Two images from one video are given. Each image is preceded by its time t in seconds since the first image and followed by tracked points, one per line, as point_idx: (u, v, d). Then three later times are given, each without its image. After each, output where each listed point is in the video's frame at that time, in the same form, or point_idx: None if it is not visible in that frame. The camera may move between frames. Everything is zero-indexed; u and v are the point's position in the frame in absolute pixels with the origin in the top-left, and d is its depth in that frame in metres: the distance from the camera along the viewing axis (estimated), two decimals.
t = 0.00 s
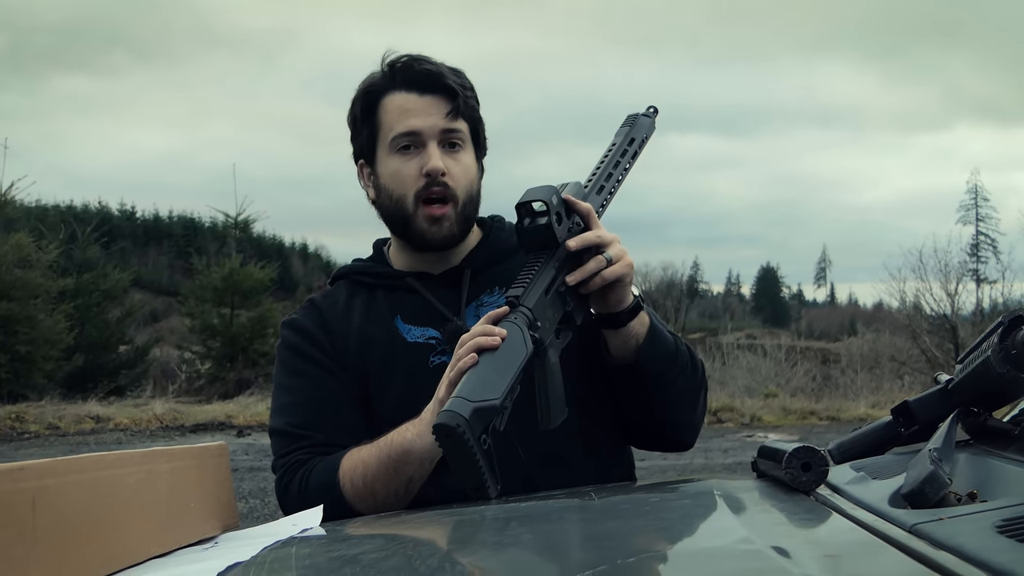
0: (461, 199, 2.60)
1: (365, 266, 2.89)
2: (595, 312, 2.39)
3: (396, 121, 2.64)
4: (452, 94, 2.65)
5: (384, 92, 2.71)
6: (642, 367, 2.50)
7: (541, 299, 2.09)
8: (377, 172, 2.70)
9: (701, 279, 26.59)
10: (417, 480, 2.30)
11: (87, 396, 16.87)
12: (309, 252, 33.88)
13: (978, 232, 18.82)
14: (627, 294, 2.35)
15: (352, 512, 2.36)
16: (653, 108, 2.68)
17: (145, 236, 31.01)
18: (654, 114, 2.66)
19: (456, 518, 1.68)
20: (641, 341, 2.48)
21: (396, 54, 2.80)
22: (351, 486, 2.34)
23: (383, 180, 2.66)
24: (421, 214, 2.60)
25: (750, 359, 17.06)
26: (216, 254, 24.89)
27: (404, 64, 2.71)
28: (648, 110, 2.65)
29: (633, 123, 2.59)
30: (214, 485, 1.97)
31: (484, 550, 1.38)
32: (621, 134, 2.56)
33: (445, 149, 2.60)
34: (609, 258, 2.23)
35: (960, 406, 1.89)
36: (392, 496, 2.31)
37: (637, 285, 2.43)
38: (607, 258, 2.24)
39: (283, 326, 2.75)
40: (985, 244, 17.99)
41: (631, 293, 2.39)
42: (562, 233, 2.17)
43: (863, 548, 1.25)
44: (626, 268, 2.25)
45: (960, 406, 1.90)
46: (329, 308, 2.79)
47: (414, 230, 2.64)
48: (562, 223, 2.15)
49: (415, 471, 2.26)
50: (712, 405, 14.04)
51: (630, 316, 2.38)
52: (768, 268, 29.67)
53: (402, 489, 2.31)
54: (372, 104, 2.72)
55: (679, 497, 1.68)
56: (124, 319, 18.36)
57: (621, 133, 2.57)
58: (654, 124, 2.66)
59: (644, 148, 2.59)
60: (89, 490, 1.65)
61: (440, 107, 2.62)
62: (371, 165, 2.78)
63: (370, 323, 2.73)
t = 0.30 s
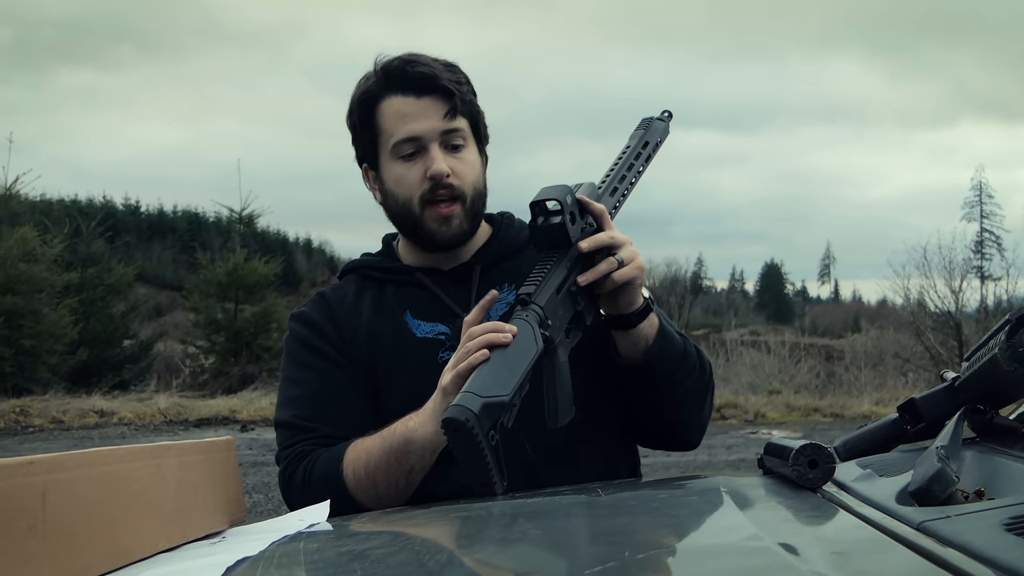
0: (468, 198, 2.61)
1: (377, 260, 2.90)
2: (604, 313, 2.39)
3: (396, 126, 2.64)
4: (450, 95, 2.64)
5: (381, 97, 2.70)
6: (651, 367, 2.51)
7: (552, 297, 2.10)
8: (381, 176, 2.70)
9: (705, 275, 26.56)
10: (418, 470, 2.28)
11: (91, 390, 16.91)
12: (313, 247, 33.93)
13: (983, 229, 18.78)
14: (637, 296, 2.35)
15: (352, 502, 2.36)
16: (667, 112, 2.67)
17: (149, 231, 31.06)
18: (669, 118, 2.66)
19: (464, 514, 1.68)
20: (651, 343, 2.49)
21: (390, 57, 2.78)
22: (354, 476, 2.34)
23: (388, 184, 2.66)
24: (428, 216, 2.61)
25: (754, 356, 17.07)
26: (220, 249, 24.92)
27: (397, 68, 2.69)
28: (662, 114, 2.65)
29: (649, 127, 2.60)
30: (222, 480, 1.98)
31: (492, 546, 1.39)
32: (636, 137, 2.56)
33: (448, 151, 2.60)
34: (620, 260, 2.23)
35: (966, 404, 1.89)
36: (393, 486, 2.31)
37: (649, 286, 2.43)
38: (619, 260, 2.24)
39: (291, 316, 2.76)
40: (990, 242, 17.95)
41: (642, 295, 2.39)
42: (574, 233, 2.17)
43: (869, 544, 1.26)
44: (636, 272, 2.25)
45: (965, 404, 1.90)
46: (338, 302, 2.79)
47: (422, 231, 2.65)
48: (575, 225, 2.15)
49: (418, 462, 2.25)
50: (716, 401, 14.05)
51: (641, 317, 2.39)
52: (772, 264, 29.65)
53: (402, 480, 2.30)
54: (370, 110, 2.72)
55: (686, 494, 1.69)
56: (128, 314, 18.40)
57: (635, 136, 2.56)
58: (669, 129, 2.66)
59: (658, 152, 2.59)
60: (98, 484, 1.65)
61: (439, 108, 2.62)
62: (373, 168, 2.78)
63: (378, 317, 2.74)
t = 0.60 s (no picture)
0: (470, 199, 2.62)
1: (381, 259, 2.90)
2: (609, 311, 2.40)
3: (396, 128, 2.65)
4: (449, 95, 2.64)
5: (380, 99, 2.70)
6: (656, 365, 2.51)
7: (557, 295, 2.10)
8: (383, 178, 2.71)
9: (709, 274, 26.53)
10: (418, 465, 2.28)
11: (95, 385, 16.95)
12: (317, 243, 33.96)
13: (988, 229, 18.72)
14: (642, 294, 2.36)
15: (355, 498, 2.37)
16: (673, 109, 2.67)
17: (154, 227, 31.13)
18: (675, 114, 2.66)
19: (468, 511, 1.69)
20: (656, 340, 2.49)
21: (387, 58, 2.78)
22: (356, 472, 2.35)
23: (390, 186, 2.67)
24: (431, 217, 2.62)
25: (758, 355, 17.05)
26: (225, 245, 24.95)
27: (396, 69, 2.69)
28: (668, 111, 2.65)
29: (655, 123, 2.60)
30: (227, 477, 1.99)
31: (496, 544, 1.39)
32: (642, 134, 2.56)
33: (449, 151, 2.60)
34: (625, 258, 2.24)
35: (971, 405, 1.89)
36: (394, 482, 2.31)
37: (652, 284, 2.43)
38: (624, 258, 2.25)
39: (297, 315, 2.77)
40: (995, 242, 17.90)
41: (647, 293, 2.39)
42: (579, 231, 2.17)
43: (874, 545, 1.26)
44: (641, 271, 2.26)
45: (970, 405, 1.89)
46: (343, 301, 2.80)
47: (426, 232, 2.66)
48: (580, 223, 2.16)
49: (418, 459, 2.25)
50: (719, 400, 14.05)
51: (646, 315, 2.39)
52: (776, 263, 29.61)
53: (402, 474, 2.29)
54: (370, 112, 2.72)
55: (690, 493, 1.69)
56: (132, 309, 18.44)
57: (641, 133, 2.57)
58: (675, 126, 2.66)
59: (664, 148, 2.59)
60: (104, 481, 1.66)
61: (439, 109, 2.62)
62: (375, 169, 2.79)
63: (383, 316, 2.74)
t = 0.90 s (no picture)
0: (469, 201, 2.63)
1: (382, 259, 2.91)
2: (609, 310, 2.40)
3: (396, 130, 2.65)
4: (448, 98, 2.64)
5: (381, 101, 2.70)
6: (656, 364, 2.51)
7: (557, 294, 2.10)
8: (385, 180, 2.71)
9: (711, 276, 26.52)
10: (418, 465, 2.28)
11: (97, 380, 16.95)
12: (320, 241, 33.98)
13: (991, 234, 18.68)
14: (641, 293, 2.36)
15: (355, 498, 2.38)
16: (671, 108, 2.67)
17: (158, 223, 31.16)
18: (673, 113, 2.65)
19: (470, 510, 1.69)
20: (654, 339, 2.49)
21: (389, 59, 2.78)
22: (355, 471, 2.36)
23: (391, 188, 2.68)
24: (431, 220, 2.62)
25: (760, 357, 17.04)
26: (228, 242, 24.97)
27: (397, 72, 2.69)
28: (666, 110, 2.65)
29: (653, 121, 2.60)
30: (229, 473, 1.99)
31: (497, 543, 1.39)
32: (640, 133, 2.56)
33: (449, 153, 2.60)
34: (624, 258, 2.24)
35: (974, 409, 1.89)
36: (394, 481, 2.31)
37: (652, 283, 2.43)
38: (623, 257, 2.25)
39: (297, 316, 2.77)
40: (998, 246, 17.86)
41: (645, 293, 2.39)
42: (579, 229, 2.18)
43: (874, 548, 1.26)
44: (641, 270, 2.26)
45: (973, 408, 1.89)
46: (344, 300, 2.80)
47: (426, 234, 2.67)
48: (580, 223, 2.16)
49: (418, 456, 2.24)
50: (720, 402, 14.04)
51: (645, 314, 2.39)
52: (779, 265, 29.60)
53: (402, 474, 2.29)
54: (371, 114, 2.72)
55: (693, 494, 1.69)
56: (135, 305, 18.46)
57: (640, 131, 2.57)
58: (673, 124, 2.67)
59: (662, 147, 2.59)
60: (106, 476, 1.66)
61: (439, 112, 2.62)
62: (376, 170, 2.79)
63: (383, 316, 2.75)
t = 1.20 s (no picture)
0: (467, 204, 2.62)
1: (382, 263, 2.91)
2: (608, 314, 2.40)
3: (391, 135, 2.65)
4: (442, 101, 2.64)
5: (375, 106, 2.71)
6: (655, 368, 2.51)
7: (560, 298, 2.10)
8: (381, 185, 2.72)
9: (712, 277, 26.52)
10: (420, 469, 2.28)
11: (97, 381, 16.96)
12: (321, 243, 34.00)
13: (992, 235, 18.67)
14: (641, 297, 2.36)
15: (356, 501, 2.38)
16: (670, 112, 2.67)
17: (158, 223, 31.18)
18: (671, 117, 2.65)
19: (471, 513, 1.69)
20: (654, 343, 2.49)
21: (382, 65, 2.79)
22: (357, 474, 2.36)
23: (389, 193, 2.68)
24: (429, 223, 2.62)
25: (760, 358, 17.04)
26: (229, 243, 24.98)
27: (390, 77, 2.69)
28: (666, 114, 2.65)
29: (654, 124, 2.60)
30: (231, 475, 1.99)
31: (499, 546, 1.40)
32: (641, 136, 2.57)
33: (445, 157, 2.60)
34: (626, 262, 2.25)
35: (974, 413, 1.88)
36: (396, 485, 2.31)
37: (651, 286, 2.43)
38: (625, 263, 2.25)
39: (298, 319, 2.78)
40: (998, 248, 17.86)
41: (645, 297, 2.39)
42: (583, 233, 2.18)
43: (876, 552, 1.26)
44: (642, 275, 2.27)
45: (973, 412, 1.89)
46: (345, 304, 2.81)
47: (425, 238, 2.67)
48: (584, 226, 2.16)
49: (419, 460, 2.25)
50: (721, 404, 14.03)
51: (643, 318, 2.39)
52: (779, 267, 29.61)
53: (405, 478, 2.29)
54: (366, 120, 2.73)
55: (694, 498, 1.70)
56: (135, 305, 18.47)
57: (640, 135, 2.57)
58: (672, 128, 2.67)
59: (662, 151, 2.60)
60: (108, 479, 1.66)
61: (433, 116, 2.62)
62: (373, 176, 2.79)
63: (383, 319, 2.75)
